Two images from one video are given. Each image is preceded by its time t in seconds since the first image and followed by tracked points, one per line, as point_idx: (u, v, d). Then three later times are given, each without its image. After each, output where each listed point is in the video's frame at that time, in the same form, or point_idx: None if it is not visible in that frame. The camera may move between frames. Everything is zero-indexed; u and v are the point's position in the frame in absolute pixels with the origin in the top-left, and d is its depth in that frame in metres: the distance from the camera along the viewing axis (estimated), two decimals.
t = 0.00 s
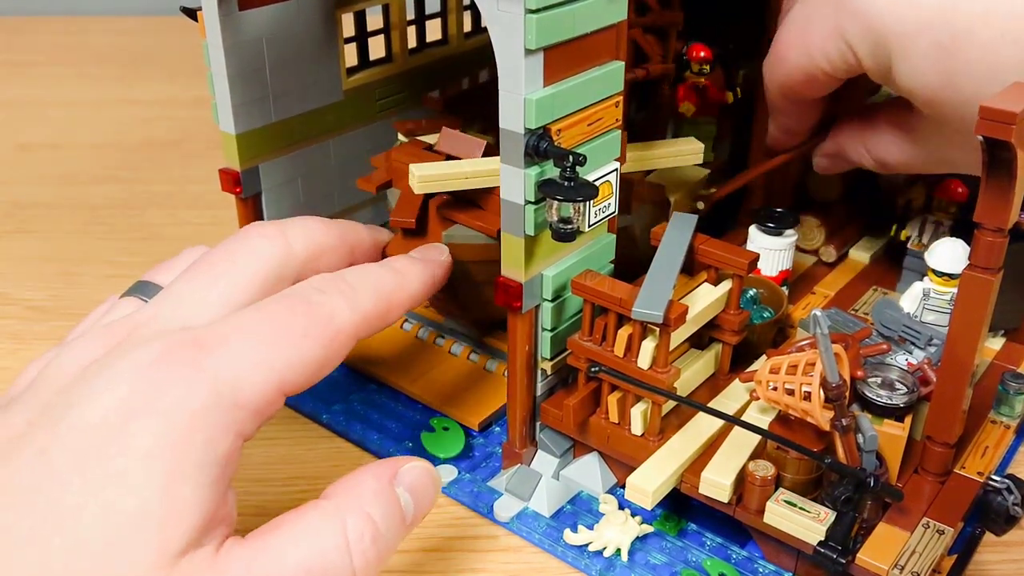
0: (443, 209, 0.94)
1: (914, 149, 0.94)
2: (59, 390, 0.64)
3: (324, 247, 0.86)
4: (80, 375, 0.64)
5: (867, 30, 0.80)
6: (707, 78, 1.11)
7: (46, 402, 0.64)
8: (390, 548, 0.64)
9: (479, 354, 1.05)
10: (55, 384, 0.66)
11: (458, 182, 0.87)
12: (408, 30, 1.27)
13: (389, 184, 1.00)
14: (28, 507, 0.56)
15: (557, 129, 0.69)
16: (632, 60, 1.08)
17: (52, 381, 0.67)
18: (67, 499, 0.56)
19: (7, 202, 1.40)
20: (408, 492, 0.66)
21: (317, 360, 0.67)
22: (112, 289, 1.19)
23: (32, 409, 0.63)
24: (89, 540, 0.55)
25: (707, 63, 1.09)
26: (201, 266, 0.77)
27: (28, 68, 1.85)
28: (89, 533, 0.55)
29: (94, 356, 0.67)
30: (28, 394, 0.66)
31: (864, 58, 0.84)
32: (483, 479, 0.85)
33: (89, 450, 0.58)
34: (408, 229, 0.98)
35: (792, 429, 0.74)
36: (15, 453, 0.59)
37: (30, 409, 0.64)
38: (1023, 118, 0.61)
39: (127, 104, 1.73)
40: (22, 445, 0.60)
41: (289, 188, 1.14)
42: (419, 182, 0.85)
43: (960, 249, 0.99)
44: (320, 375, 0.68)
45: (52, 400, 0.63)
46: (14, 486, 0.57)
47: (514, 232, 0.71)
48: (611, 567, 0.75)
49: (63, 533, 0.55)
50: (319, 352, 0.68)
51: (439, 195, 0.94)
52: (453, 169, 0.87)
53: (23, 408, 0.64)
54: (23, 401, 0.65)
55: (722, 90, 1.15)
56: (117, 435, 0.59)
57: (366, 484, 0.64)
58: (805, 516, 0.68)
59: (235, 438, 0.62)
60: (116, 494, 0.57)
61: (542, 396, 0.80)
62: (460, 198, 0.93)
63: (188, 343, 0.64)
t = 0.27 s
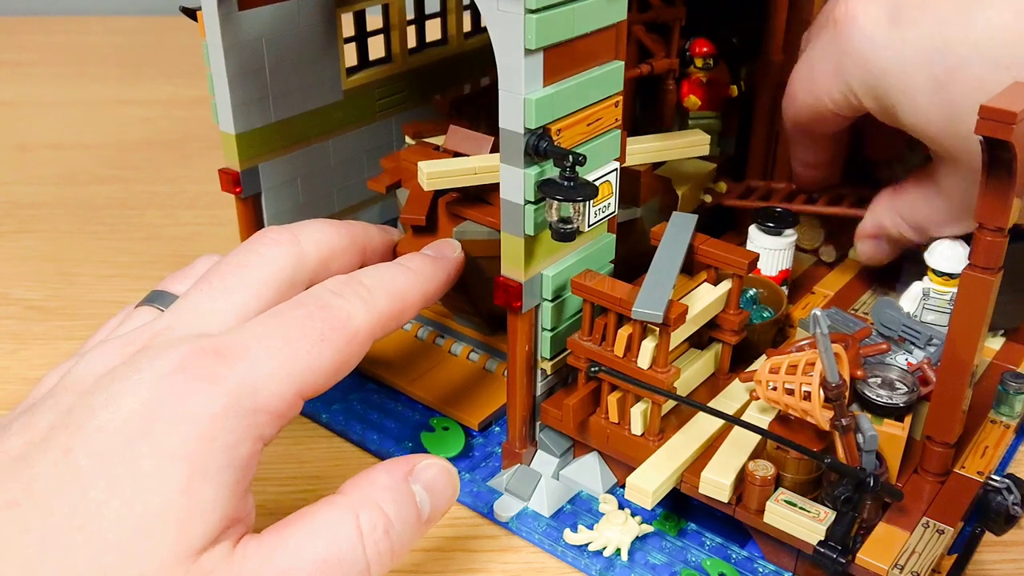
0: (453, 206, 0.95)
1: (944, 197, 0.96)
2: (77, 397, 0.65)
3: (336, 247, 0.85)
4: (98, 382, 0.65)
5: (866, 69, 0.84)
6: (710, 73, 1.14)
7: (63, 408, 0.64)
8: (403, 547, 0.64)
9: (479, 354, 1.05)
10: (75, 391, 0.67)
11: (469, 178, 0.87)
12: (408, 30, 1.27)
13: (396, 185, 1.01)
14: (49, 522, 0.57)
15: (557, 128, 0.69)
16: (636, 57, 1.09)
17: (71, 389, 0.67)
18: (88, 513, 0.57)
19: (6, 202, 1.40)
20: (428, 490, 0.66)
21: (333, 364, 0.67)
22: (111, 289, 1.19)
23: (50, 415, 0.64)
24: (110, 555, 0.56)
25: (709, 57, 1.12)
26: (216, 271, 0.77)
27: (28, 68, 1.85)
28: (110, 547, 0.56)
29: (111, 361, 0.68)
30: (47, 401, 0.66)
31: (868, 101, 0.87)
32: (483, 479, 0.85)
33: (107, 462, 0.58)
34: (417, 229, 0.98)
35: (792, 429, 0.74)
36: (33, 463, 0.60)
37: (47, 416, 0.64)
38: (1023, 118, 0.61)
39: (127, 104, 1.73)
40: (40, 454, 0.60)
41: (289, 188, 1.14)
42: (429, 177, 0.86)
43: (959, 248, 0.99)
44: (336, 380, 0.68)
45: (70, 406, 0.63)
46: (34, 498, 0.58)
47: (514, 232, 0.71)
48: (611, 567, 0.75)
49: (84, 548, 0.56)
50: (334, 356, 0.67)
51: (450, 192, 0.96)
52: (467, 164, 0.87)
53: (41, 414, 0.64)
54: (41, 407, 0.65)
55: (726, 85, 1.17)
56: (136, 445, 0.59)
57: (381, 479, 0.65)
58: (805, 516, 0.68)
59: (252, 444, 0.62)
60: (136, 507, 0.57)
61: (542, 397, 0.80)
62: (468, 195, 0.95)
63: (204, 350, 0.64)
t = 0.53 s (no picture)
0: (442, 202, 0.90)
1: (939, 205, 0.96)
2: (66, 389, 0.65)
3: (322, 241, 0.86)
4: (86, 374, 0.65)
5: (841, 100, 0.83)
6: (706, 72, 1.15)
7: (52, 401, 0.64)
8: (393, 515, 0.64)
9: (478, 354, 1.05)
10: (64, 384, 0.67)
11: (455, 174, 0.83)
12: (407, 30, 1.27)
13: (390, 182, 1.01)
14: (38, 509, 0.57)
15: (557, 128, 0.69)
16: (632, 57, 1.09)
17: (60, 382, 0.67)
18: (75, 500, 0.57)
19: (6, 202, 1.40)
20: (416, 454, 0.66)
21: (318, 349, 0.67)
22: (112, 289, 1.19)
23: (39, 408, 0.64)
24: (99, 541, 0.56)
25: (704, 56, 1.13)
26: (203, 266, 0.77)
27: (28, 68, 1.85)
28: (98, 533, 0.56)
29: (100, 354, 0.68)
30: (37, 395, 0.67)
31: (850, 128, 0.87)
32: (483, 479, 0.85)
33: (95, 450, 0.59)
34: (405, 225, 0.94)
35: (792, 430, 0.74)
36: (23, 454, 0.60)
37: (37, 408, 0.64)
38: (1023, 118, 0.61)
39: (127, 104, 1.73)
40: (29, 445, 0.60)
41: (289, 188, 1.14)
42: (415, 174, 0.82)
43: (959, 249, 0.99)
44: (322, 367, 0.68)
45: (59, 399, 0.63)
46: (24, 487, 0.58)
47: (514, 232, 0.71)
48: (611, 566, 0.75)
49: (72, 534, 0.56)
50: (319, 342, 0.67)
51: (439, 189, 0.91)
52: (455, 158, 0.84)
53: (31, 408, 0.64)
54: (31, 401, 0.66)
55: (722, 83, 1.18)
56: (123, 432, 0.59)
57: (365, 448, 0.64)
58: (805, 517, 0.68)
59: (240, 431, 0.62)
60: (124, 492, 0.57)
61: (542, 396, 0.80)
62: (458, 190, 0.90)
63: (189, 338, 0.64)
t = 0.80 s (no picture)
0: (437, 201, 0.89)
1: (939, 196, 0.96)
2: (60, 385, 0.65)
3: (318, 241, 0.86)
4: (80, 371, 0.65)
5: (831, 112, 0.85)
6: (705, 72, 1.15)
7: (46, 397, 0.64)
8: (386, 506, 0.65)
9: (478, 354, 1.06)
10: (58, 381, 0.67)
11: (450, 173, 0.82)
12: (407, 30, 1.27)
13: (385, 181, 1.00)
14: (31, 505, 0.57)
15: (557, 129, 0.69)
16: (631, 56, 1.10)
17: (55, 379, 0.67)
18: (68, 495, 0.57)
19: (6, 203, 1.40)
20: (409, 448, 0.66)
21: (312, 345, 0.67)
22: (112, 289, 1.19)
23: (34, 403, 0.64)
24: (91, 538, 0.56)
25: (702, 56, 1.14)
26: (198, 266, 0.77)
27: (28, 68, 1.85)
28: (91, 529, 0.56)
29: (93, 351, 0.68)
30: (32, 392, 0.67)
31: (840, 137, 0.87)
32: (483, 479, 0.85)
33: (87, 445, 0.59)
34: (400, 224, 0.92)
35: (792, 430, 0.74)
36: (16, 450, 0.60)
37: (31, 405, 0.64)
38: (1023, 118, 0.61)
39: (127, 104, 1.73)
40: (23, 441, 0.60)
41: (289, 188, 1.14)
42: (411, 172, 0.80)
43: (959, 249, 0.99)
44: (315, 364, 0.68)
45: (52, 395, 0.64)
46: (17, 483, 0.58)
47: (514, 231, 0.71)
48: (611, 566, 0.75)
49: (64, 531, 0.56)
50: (313, 338, 0.67)
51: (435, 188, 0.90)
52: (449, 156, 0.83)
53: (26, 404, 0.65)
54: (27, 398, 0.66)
55: (722, 83, 1.18)
56: (115, 428, 0.59)
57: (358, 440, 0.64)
58: (805, 516, 0.68)
59: (233, 425, 0.62)
60: (116, 488, 0.57)
61: (542, 396, 0.80)
62: (454, 190, 0.89)
63: (181, 333, 0.64)
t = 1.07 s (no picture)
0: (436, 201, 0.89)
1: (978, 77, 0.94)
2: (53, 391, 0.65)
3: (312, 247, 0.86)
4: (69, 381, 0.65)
5: None
6: (705, 72, 1.15)
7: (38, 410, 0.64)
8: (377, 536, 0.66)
9: (478, 354, 1.06)
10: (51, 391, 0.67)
11: (451, 173, 0.83)
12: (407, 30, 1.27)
13: (386, 181, 1.00)
14: (28, 510, 0.57)
15: (557, 129, 0.69)
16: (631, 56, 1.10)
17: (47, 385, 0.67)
18: (68, 501, 0.57)
19: (6, 203, 1.40)
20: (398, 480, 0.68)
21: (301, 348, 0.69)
22: (112, 290, 1.19)
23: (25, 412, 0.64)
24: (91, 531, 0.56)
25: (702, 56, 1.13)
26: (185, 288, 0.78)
27: (28, 67, 1.85)
28: (92, 533, 0.56)
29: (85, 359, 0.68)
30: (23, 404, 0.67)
31: None
32: (483, 479, 0.85)
33: (83, 447, 0.59)
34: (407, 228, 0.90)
35: (792, 430, 0.74)
36: (10, 452, 0.60)
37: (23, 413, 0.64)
38: None
39: (127, 104, 1.73)
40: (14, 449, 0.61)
41: (289, 188, 1.14)
42: (410, 172, 0.81)
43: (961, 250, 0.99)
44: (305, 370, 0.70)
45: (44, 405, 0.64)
46: (13, 486, 0.58)
47: (514, 232, 0.71)
48: (611, 566, 0.75)
49: (65, 537, 0.56)
50: (302, 339, 0.69)
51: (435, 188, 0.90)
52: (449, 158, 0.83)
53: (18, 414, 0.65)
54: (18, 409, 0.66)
55: (722, 83, 1.18)
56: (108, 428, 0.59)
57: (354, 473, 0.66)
58: (805, 516, 0.68)
59: (226, 431, 0.63)
60: (116, 494, 0.57)
61: (542, 397, 0.80)
62: (454, 189, 0.89)
63: (173, 340, 0.65)
